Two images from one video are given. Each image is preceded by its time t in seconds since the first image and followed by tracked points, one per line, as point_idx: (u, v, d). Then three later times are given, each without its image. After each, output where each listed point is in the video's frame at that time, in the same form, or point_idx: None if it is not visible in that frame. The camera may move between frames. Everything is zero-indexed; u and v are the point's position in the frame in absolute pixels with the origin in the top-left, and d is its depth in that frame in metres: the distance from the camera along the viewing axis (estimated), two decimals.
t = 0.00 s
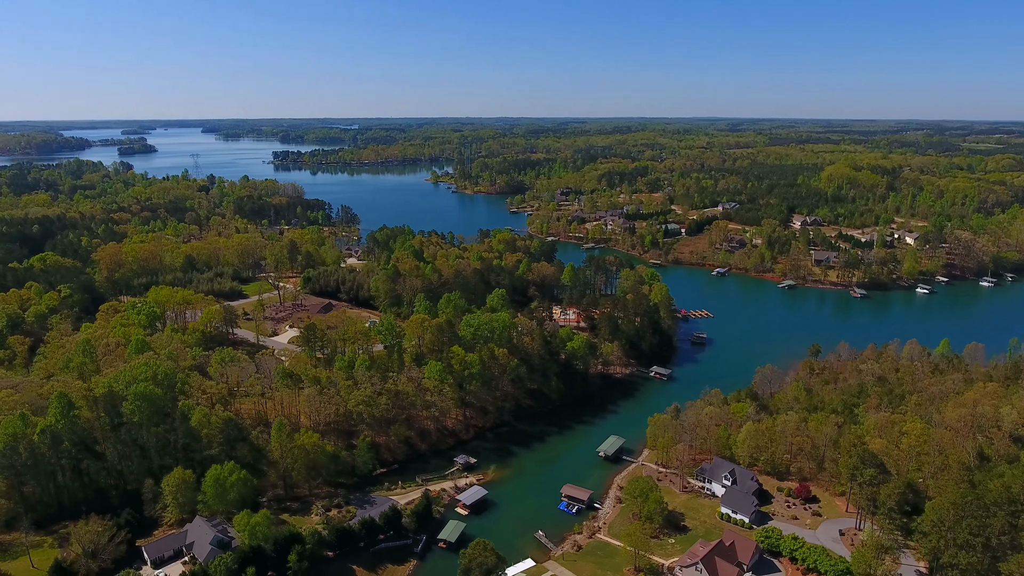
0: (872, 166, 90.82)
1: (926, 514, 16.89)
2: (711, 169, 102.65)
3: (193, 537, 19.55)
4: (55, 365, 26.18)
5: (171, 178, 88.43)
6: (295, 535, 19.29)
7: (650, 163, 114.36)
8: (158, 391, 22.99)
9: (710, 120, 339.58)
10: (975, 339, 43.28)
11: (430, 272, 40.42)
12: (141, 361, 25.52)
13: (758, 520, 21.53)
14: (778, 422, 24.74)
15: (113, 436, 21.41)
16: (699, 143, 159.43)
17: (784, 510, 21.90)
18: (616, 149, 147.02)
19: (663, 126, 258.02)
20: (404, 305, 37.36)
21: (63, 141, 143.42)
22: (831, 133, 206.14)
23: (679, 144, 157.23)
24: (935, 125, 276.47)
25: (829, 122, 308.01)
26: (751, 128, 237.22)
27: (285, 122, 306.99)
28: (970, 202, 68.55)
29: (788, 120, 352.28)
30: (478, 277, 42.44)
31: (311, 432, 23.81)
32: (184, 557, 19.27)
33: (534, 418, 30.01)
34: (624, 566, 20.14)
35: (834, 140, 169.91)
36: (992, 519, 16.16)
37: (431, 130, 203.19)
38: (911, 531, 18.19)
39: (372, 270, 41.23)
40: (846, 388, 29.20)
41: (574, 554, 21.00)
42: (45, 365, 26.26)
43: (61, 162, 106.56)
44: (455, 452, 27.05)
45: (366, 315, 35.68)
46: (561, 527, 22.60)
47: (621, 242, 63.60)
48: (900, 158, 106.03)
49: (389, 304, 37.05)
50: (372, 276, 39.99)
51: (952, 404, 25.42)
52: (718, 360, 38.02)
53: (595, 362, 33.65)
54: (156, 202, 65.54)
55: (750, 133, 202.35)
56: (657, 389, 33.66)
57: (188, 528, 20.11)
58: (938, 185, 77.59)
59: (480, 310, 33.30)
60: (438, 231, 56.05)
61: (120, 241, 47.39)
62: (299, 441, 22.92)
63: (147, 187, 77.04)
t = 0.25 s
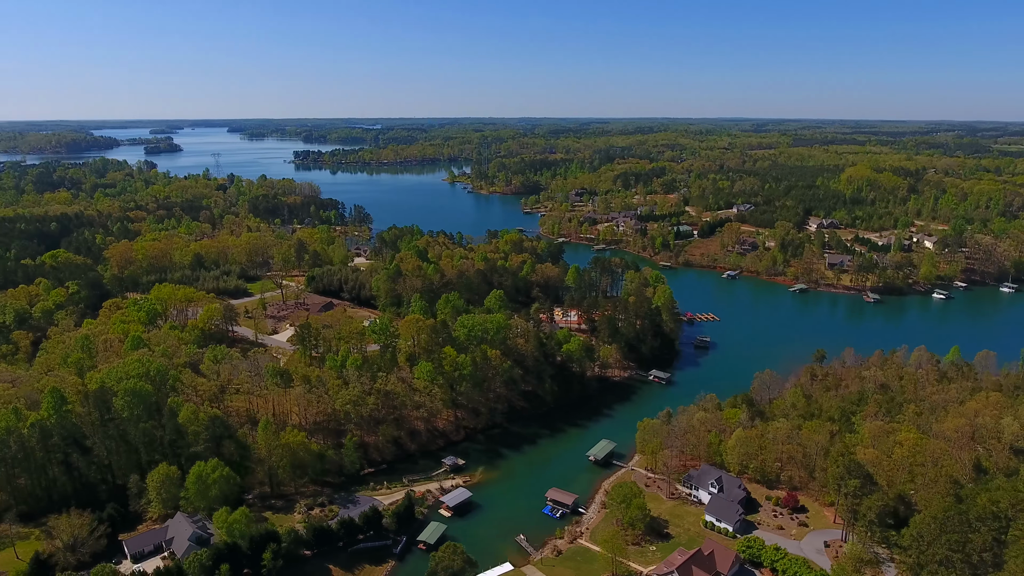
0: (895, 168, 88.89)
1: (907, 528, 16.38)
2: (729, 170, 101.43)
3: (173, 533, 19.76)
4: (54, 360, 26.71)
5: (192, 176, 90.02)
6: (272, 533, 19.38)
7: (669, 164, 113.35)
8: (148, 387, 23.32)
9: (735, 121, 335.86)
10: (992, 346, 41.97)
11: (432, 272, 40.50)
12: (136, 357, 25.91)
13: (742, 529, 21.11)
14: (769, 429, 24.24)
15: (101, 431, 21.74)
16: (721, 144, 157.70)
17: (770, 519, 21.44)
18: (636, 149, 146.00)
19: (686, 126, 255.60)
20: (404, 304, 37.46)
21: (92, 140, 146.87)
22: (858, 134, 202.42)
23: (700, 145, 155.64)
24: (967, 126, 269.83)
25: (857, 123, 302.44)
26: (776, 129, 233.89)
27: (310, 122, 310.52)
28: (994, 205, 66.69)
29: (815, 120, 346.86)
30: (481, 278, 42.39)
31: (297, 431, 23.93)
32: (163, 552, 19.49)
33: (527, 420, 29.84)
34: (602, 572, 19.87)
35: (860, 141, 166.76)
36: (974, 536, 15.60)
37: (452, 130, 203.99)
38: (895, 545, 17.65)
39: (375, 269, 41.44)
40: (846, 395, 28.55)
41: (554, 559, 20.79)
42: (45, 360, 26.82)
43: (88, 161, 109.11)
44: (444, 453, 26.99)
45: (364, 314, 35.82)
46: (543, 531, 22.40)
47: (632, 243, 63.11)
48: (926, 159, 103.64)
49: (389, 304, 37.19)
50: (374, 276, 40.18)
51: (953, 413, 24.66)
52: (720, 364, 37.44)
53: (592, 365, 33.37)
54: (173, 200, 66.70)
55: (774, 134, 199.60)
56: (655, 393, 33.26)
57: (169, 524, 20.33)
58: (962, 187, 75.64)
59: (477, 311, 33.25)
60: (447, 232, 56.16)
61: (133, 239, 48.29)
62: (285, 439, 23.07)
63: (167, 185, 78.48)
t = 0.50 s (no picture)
0: (908, 168, 87.52)
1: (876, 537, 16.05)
2: (739, 170, 100.55)
3: (147, 529, 19.91)
4: (44, 356, 27.03)
5: (203, 175, 91.00)
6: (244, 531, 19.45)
7: (679, 164, 112.58)
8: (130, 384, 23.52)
9: (752, 121, 332.79)
10: (996, 351, 41.10)
11: (427, 272, 40.55)
12: (122, 354, 26.14)
13: (718, 535, 20.83)
14: (751, 434, 23.91)
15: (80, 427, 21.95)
16: (734, 144, 156.39)
17: (747, 525, 21.13)
18: (648, 149, 145.20)
19: (701, 126, 253.78)
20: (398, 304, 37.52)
21: (109, 139, 149.10)
22: (876, 134, 199.66)
23: (713, 145, 154.48)
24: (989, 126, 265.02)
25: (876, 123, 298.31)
26: (793, 128, 231.40)
27: (325, 122, 312.71)
28: (1007, 207, 65.39)
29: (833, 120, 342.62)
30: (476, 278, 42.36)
31: (276, 429, 24.02)
32: (137, 548, 19.64)
33: (513, 421, 29.73)
34: None
35: (877, 141, 164.43)
36: (942, 547, 15.23)
37: (465, 130, 204.26)
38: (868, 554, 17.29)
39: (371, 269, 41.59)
40: (835, 400, 28.10)
41: (526, 561, 20.65)
42: (35, 356, 27.16)
43: (103, 160, 110.67)
44: (427, 454, 26.94)
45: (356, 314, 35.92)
46: (519, 533, 22.26)
47: (635, 244, 62.75)
48: (941, 160, 101.95)
49: (383, 303, 37.28)
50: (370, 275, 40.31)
51: (941, 419, 24.17)
52: (714, 366, 37.05)
53: (581, 366, 33.16)
54: (180, 199, 67.44)
55: (790, 134, 197.57)
56: (645, 395, 32.94)
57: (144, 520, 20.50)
58: (976, 188, 74.26)
59: (467, 311, 33.21)
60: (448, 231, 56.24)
61: (136, 237, 48.86)
62: (263, 438, 23.16)
63: (176, 184, 79.42)
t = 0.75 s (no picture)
0: (931, 170, 85.58)
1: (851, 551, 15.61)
2: (758, 171, 99.29)
3: (129, 523, 20.25)
4: (44, 350, 27.56)
5: (221, 174, 92.34)
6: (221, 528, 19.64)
7: (697, 165, 111.42)
8: (122, 380, 23.85)
9: (776, 121, 328.29)
10: (1010, 360, 39.93)
11: (428, 273, 40.67)
12: (118, 349, 26.56)
13: (698, 542, 20.50)
14: (739, 440, 23.51)
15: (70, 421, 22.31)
16: (756, 144, 154.51)
17: (729, 533, 20.77)
18: (667, 150, 144.00)
19: (724, 126, 250.78)
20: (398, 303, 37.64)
21: (136, 138, 152.12)
22: (902, 134, 195.95)
23: (734, 146, 152.78)
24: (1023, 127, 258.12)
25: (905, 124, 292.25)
26: (818, 129, 227.70)
27: (348, 121, 315.44)
28: None
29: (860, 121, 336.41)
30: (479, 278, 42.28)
31: (263, 427, 24.23)
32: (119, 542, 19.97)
33: (504, 422, 29.65)
34: None
35: (903, 142, 161.17)
36: (913, 561, 14.82)
37: (485, 130, 204.52)
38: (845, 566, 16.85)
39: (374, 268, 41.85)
40: (831, 406, 27.51)
41: (503, 564, 20.53)
42: (36, 350, 27.70)
43: (127, 158, 112.82)
44: (415, 454, 26.95)
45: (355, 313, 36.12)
46: (499, 536, 22.16)
47: (645, 245, 62.29)
48: (967, 162, 99.57)
49: (383, 302, 37.46)
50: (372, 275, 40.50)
51: (936, 428, 23.52)
52: (714, 369, 36.56)
53: (577, 368, 32.93)
54: (197, 197, 68.56)
55: (814, 134, 194.65)
56: (640, 398, 32.57)
57: (129, 514, 20.83)
58: (1000, 191, 72.32)
59: (463, 311, 33.21)
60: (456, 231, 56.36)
61: (149, 234, 49.74)
62: (251, 435, 23.39)
63: (194, 183, 80.65)
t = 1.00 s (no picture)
0: (961, 172, 83.23)
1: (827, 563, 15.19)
2: (782, 173, 97.61)
3: (119, 514, 20.65)
4: (51, 343, 28.32)
5: (245, 173, 94.00)
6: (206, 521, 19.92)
7: (720, 166, 110.01)
8: (120, 374, 24.38)
9: (808, 122, 322.54)
10: None
11: (434, 273, 40.82)
12: (121, 343, 27.18)
13: (682, 549, 20.18)
14: (730, 446, 23.09)
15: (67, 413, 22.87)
16: (783, 145, 152.00)
17: (715, 541, 20.40)
18: (692, 151, 142.41)
19: (753, 127, 247.08)
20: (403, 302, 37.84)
21: (168, 137, 155.64)
22: (936, 135, 191.05)
23: (760, 146, 150.50)
24: None
25: (942, 125, 284.57)
26: (849, 130, 223.02)
27: (375, 121, 318.46)
28: None
29: (895, 121, 328.70)
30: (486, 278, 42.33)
31: (256, 423, 24.55)
32: (109, 532, 20.39)
33: (499, 423, 29.61)
34: None
35: (936, 143, 157.09)
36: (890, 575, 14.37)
37: (510, 130, 204.71)
38: None
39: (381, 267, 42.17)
40: (832, 414, 26.90)
41: (484, 565, 20.45)
42: (44, 343, 28.48)
43: (157, 157, 115.51)
44: (408, 453, 27.06)
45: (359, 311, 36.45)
46: (484, 537, 22.10)
47: (660, 247, 61.70)
48: (1001, 164, 96.54)
49: (388, 301, 37.72)
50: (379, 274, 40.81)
51: (936, 438, 22.83)
52: (719, 374, 36.01)
53: (576, 370, 32.73)
54: (219, 196, 69.84)
55: (844, 134, 190.85)
56: (639, 402, 32.24)
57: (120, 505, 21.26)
58: None
59: (463, 312, 33.25)
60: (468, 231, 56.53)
61: (167, 232, 50.83)
62: (243, 431, 23.72)
63: (218, 181, 82.21)
